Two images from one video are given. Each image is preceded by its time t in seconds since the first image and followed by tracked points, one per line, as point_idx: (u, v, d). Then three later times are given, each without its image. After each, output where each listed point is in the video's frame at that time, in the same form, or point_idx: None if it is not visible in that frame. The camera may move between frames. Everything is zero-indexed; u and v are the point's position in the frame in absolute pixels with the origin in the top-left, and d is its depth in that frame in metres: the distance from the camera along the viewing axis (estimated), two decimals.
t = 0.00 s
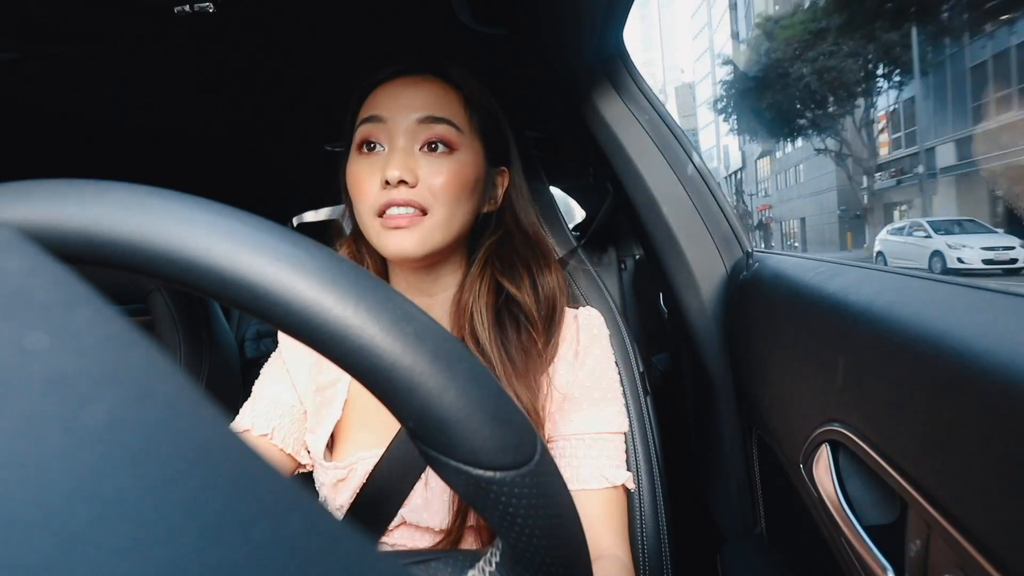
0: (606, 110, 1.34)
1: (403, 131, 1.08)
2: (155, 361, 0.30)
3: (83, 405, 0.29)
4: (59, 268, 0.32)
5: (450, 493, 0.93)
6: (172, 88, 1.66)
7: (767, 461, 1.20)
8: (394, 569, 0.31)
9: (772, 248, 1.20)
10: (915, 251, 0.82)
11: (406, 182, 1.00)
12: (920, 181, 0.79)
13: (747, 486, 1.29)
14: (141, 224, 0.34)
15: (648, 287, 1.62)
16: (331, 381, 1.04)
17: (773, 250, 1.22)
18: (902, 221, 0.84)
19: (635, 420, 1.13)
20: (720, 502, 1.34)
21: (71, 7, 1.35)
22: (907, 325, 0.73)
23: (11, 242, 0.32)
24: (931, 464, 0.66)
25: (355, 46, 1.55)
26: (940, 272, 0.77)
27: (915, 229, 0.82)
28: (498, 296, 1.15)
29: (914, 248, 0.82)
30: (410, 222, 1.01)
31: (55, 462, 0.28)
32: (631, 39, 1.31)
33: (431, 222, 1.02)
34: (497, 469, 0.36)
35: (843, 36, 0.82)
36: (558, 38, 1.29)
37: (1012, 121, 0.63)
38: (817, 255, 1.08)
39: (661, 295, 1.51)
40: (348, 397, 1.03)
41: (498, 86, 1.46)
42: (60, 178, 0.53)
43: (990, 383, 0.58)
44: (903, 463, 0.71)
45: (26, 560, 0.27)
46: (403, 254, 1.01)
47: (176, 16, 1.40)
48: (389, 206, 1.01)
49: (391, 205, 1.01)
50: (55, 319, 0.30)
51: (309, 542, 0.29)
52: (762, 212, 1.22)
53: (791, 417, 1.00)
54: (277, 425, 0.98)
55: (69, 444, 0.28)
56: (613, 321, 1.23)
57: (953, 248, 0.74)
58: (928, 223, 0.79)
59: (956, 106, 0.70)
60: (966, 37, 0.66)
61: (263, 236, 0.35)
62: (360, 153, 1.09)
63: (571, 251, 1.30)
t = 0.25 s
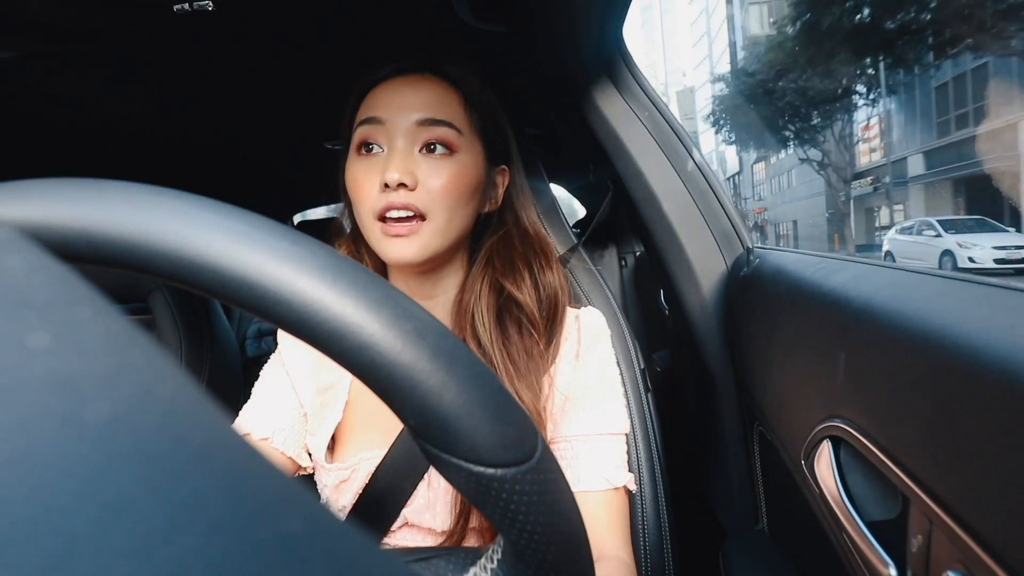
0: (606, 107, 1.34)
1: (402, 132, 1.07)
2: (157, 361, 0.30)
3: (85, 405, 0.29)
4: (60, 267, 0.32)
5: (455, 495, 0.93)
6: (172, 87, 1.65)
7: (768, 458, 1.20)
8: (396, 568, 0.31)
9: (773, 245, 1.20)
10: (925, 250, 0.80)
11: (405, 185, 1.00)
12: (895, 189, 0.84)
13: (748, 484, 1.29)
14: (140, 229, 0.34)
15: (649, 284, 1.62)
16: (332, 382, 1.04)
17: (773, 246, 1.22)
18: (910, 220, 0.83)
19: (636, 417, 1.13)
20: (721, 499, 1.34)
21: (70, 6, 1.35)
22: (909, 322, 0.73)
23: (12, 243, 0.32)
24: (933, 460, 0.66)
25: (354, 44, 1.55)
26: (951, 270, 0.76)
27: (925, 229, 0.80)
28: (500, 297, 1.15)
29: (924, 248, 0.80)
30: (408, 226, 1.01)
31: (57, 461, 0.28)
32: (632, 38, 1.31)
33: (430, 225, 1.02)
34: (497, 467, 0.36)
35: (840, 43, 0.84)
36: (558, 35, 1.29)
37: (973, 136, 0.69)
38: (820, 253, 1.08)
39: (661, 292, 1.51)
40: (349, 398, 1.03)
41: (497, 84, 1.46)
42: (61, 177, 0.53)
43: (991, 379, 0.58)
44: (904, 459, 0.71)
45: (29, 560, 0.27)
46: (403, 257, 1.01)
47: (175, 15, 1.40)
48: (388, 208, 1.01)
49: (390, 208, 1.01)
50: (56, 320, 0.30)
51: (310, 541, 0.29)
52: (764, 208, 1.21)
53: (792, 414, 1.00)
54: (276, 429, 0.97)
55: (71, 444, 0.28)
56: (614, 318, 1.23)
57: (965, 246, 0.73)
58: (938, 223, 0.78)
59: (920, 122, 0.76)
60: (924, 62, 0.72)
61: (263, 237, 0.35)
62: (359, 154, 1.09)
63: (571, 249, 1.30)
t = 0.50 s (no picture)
0: (608, 111, 1.35)
1: (395, 139, 1.07)
2: (159, 361, 0.30)
3: (88, 406, 0.29)
4: (63, 269, 0.32)
5: (455, 498, 0.92)
6: (174, 90, 1.66)
7: (768, 463, 1.19)
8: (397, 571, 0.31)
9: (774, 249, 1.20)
10: (935, 248, 0.77)
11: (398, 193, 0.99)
12: (871, 194, 0.89)
13: (749, 488, 1.29)
14: (135, 234, 0.34)
15: (650, 286, 1.62)
16: (331, 385, 1.03)
17: (775, 251, 1.23)
18: (918, 218, 0.80)
19: (638, 421, 1.13)
20: (723, 504, 1.33)
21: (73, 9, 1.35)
22: (909, 327, 0.73)
23: (14, 245, 0.32)
24: (935, 464, 0.65)
25: (356, 47, 1.55)
26: (961, 270, 0.73)
27: (935, 226, 0.78)
28: (498, 301, 1.15)
29: (933, 246, 0.78)
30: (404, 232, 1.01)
31: (60, 462, 0.28)
32: (635, 42, 1.31)
33: (425, 231, 1.02)
34: (497, 471, 0.36)
35: (841, 47, 0.84)
36: (560, 39, 1.29)
37: (941, 147, 0.74)
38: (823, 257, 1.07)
39: (663, 296, 1.51)
40: (348, 401, 1.03)
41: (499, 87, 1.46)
42: (66, 179, 0.53)
43: (994, 385, 0.58)
44: (906, 464, 0.70)
45: (32, 561, 0.27)
46: (399, 263, 1.02)
47: (178, 18, 1.40)
48: (381, 217, 1.00)
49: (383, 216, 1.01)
50: (58, 320, 0.30)
51: (314, 545, 0.29)
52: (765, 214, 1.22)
53: (793, 418, 1.00)
54: (275, 434, 0.98)
55: (72, 446, 0.28)
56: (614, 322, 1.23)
57: (976, 244, 0.71)
58: (947, 220, 0.75)
59: (892, 132, 0.81)
60: (897, 77, 0.77)
61: (261, 240, 0.35)
62: (353, 160, 1.09)
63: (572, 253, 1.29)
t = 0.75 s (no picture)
0: (610, 113, 1.35)
1: (397, 140, 1.07)
2: (159, 361, 0.30)
3: (88, 406, 0.29)
4: (63, 268, 0.32)
5: (454, 499, 0.92)
6: (176, 90, 1.66)
7: (768, 467, 1.19)
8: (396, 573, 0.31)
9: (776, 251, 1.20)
10: (943, 249, 0.76)
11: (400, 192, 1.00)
12: (853, 200, 0.93)
13: (748, 491, 1.29)
14: (138, 232, 0.34)
15: (651, 288, 1.61)
16: (330, 384, 1.03)
17: (776, 254, 1.22)
18: (928, 216, 0.78)
19: (638, 424, 1.13)
20: (723, 507, 1.33)
21: (77, 10, 1.36)
22: (909, 331, 0.73)
23: (14, 244, 0.32)
24: (935, 467, 0.65)
25: (359, 48, 1.55)
26: (970, 271, 0.72)
27: (944, 226, 0.76)
28: (499, 301, 1.15)
29: (941, 246, 0.76)
30: (405, 231, 1.01)
31: (60, 461, 0.28)
32: (638, 45, 1.31)
33: (426, 230, 1.02)
34: (497, 473, 0.36)
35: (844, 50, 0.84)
36: (562, 42, 1.30)
37: (914, 156, 0.78)
38: (822, 259, 1.07)
39: (664, 298, 1.51)
40: (347, 400, 1.02)
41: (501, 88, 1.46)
42: (67, 177, 0.53)
43: (996, 390, 0.58)
44: (906, 468, 0.70)
45: (34, 558, 0.27)
46: (400, 262, 1.02)
47: (181, 18, 1.41)
48: (383, 216, 1.01)
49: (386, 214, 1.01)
50: (58, 320, 0.30)
51: (313, 546, 0.30)
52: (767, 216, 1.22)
53: (793, 422, 1.00)
54: (274, 432, 0.99)
55: (72, 445, 0.28)
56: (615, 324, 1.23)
57: (986, 245, 0.69)
58: (956, 220, 0.73)
59: (870, 143, 0.86)
60: (873, 95, 0.82)
61: (262, 240, 0.35)
62: (356, 161, 1.09)
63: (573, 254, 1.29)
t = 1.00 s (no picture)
0: (610, 114, 1.35)
1: (406, 140, 1.08)
2: (161, 363, 0.30)
3: (88, 407, 0.29)
4: (64, 269, 0.32)
5: (453, 498, 0.92)
6: (176, 91, 1.66)
7: (768, 468, 1.19)
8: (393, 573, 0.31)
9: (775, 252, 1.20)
10: (951, 248, 0.74)
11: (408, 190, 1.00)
12: (834, 206, 0.97)
13: (748, 491, 1.29)
14: (142, 232, 0.34)
15: (651, 289, 1.62)
16: (330, 383, 1.03)
17: (774, 255, 1.22)
18: (934, 215, 0.76)
19: (639, 425, 1.13)
20: (723, 507, 1.33)
21: (76, 10, 1.36)
22: (909, 332, 0.73)
23: (15, 245, 0.32)
24: (934, 467, 0.65)
25: (359, 49, 1.55)
26: (977, 271, 0.70)
27: (951, 226, 0.74)
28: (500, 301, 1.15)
29: (949, 245, 0.75)
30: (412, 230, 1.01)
31: (59, 462, 0.28)
32: (637, 47, 1.31)
33: (432, 229, 1.02)
34: (496, 472, 0.36)
35: (841, 52, 0.84)
36: (562, 42, 1.30)
37: (890, 164, 0.82)
38: (820, 261, 1.07)
39: (663, 299, 1.51)
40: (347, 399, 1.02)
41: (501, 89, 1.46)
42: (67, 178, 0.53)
43: (996, 390, 0.58)
44: (906, 468, 0.70)
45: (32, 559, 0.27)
46: (405, 260, 1.02)
47: (181, 19, 1.41)
48: (390, 214, 1.01)
49: (393, 212, 1.01)
50: (59, 321, 0.30)
51: (312, 547, 0.30)
52: (765, 217, 1.22)
53: (792, 422, 1.00)
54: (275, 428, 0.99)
55: (71, 446, 0.28)
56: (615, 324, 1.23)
57: (994, 246, 0.68)
58: (964, 219, 0.71)
59: (845, 155, 0.90)
60: (852, 108, 0.86)
61: (272, 242, 0.35)
62: (363, 160, 1.09)
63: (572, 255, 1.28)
